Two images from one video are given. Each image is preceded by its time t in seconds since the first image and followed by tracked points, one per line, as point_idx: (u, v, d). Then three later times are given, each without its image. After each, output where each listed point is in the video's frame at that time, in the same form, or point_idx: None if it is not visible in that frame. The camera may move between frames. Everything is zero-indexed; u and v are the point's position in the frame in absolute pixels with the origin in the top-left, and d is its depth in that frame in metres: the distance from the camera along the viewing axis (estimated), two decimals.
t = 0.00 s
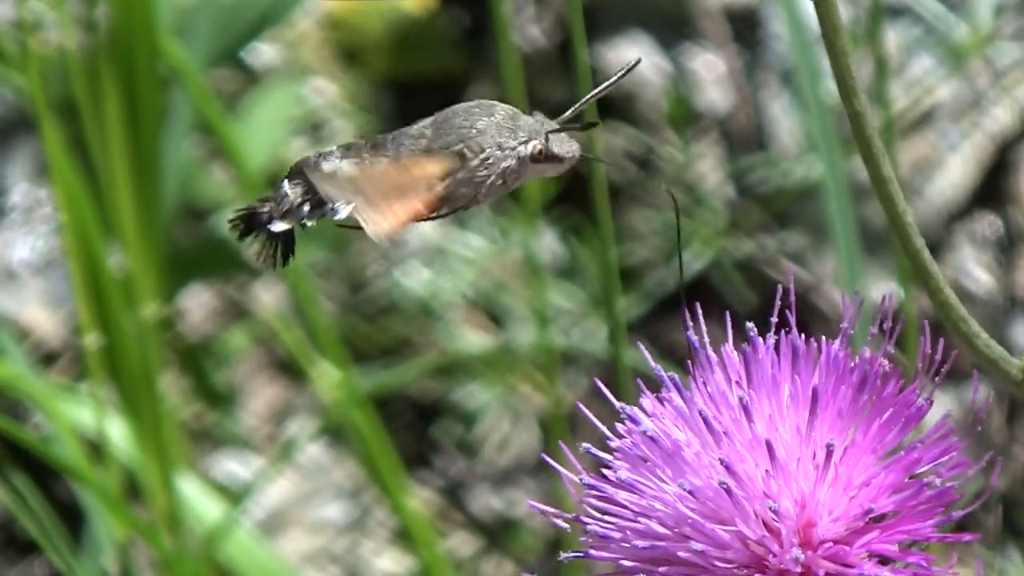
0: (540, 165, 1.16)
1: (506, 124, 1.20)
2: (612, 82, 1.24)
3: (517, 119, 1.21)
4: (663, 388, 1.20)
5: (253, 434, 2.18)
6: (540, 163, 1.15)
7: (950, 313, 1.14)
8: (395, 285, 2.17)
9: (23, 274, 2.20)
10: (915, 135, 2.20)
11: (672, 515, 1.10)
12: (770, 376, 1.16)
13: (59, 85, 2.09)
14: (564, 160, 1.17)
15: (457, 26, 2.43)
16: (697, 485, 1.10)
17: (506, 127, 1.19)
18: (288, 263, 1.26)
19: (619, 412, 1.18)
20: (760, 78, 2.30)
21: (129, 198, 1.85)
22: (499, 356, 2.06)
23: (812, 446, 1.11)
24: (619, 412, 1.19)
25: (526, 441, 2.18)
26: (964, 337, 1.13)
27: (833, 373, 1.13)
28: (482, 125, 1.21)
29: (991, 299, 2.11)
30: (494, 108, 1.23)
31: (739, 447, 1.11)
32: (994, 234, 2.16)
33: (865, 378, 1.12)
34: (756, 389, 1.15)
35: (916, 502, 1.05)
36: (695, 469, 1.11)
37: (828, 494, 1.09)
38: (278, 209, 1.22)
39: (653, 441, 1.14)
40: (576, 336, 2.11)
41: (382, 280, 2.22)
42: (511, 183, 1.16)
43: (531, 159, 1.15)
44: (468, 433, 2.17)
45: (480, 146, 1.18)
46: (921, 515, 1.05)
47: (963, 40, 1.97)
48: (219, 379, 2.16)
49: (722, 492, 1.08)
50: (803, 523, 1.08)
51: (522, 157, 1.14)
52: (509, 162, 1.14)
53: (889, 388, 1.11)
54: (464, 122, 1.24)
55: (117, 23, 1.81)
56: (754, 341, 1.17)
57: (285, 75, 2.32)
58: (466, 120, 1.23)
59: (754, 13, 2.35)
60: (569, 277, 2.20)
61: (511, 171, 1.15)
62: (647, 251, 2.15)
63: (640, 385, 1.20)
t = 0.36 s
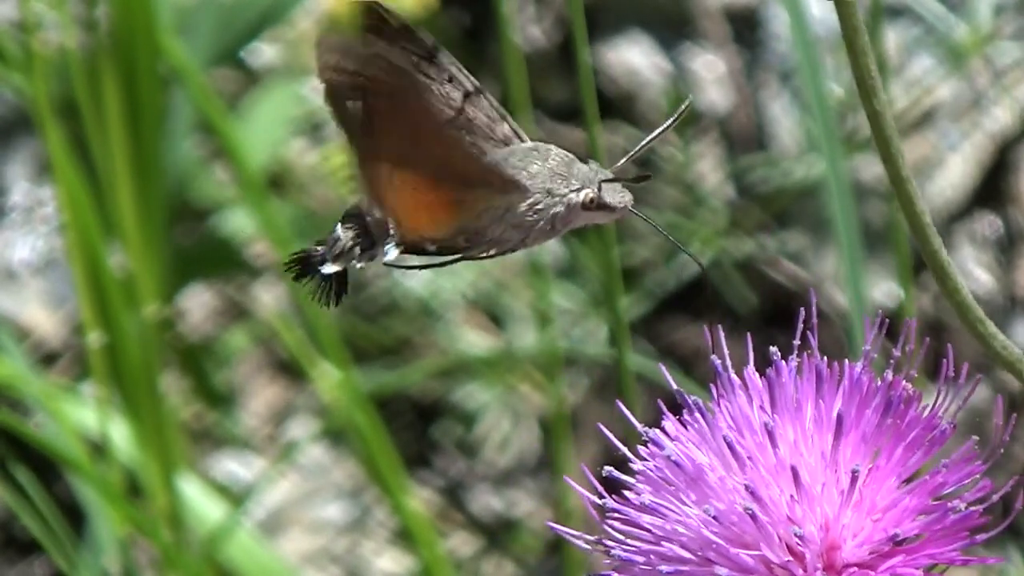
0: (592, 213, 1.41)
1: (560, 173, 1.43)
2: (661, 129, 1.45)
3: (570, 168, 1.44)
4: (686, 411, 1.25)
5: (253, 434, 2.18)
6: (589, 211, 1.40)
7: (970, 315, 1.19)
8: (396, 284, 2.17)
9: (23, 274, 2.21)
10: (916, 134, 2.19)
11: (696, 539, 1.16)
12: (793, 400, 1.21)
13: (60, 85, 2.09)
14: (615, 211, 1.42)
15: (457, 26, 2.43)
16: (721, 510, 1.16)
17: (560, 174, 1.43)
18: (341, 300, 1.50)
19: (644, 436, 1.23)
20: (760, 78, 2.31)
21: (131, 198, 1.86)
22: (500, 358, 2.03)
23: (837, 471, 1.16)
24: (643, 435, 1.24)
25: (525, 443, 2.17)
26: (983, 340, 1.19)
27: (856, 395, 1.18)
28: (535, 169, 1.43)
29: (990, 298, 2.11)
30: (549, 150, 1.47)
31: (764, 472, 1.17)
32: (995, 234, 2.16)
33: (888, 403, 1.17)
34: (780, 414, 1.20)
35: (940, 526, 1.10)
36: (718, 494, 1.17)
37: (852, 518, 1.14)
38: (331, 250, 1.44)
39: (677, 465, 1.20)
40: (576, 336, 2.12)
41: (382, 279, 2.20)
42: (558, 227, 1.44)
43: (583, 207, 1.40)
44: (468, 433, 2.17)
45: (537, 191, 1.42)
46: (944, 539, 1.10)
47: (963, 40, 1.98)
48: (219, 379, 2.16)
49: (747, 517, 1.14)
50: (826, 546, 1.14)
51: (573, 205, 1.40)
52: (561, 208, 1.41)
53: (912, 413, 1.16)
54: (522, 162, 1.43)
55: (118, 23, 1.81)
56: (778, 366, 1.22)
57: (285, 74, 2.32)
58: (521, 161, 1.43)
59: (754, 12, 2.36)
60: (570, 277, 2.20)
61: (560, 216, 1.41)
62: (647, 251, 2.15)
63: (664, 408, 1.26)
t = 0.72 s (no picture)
0: (609, 257, 1.39)
1: (582, 216, 1.42)
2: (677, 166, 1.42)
3: (593, 212, 1.43)
4: (697, 414, 1.25)
5: (253, 434, 2.18)
6: (606, 255, 1.38)
7: (988, 315, 1.18)
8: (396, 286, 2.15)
9: (23, 274, 2.21)
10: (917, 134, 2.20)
11: (707, 542, 1.16)
12: (804, 404, 1.21)
13: (62, 85, 2.09)
14: (632, 257, 1.39)
15: (458, 26, 2.41)
16: (731, 514, 1.15)
17: (580, 214, 1.42)
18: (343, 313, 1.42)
19: (654, 438, 1.23)
20: (760, 78, 2.31)
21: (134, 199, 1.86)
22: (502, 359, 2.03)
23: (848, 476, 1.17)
24: (653, 438, 1.24)
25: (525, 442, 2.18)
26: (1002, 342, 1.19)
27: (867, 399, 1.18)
28: (558, 204, 1.43)
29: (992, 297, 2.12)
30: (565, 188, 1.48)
31: (774, 476, 1.17)
32: (994, 233, 2.17)
33: (898, 408, 1.17)
34: (791, 417, 1.20)
35: (950, 530, 1.10)
36: (729, 498, 1.17)
37: (862, 521, 1.14)
38: (340, 260, 1.43)
39: (687, 468, 1.19)
40: (576, 336, 2.11)
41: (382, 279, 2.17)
42: (575, 266, 1.40)
43: (600, 252, 1.38)
44: (468, 433, 2.16)
45: (556, 226, 1.41)
46: (954, 543, 1.10)
47: (963, 40, 1.98)
48: (219, 380, 2.16)
49: (758, 520, 1.14)
50: (837, 549, 1.15)
51: (591, 249, 1.38)
52: (577, 249, 1.38)
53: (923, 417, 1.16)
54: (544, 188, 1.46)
55: (122, 24, 1.81)
56: (789, 370, 1.21)
57: (285, 73, 2.32)
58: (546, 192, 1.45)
59: (754, 13, 2.36)
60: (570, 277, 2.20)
61: (576, 257, 1.39)
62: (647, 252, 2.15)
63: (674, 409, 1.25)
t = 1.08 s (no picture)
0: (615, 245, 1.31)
1: (578, 210, 1.34)
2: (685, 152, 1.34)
3: (589, 203, 1.35)
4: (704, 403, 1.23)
5: (253, 434, 2.18)
6: (612, 243, 1.31)
7: (997, 319, 1.17)
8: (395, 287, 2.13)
9: (23, 273, 2.21)
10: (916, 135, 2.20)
11: (711, 530, 1.15)
12: (811, 394, 1.20)
13: (64, 84, 2.09)
14: (637, 240, 1.32)
15: (458, 26, 2.42)
16: (737, 501, 1.14)
17: (577, 211, 1.34)
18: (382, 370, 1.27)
19: (660, 426, 1.22)
20: (760, 78, 2.31)
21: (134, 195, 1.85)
22: (501, 360, 2.00)
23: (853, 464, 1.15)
24: (659, 426, 1.23)
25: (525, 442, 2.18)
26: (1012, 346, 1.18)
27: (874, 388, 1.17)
28: (552, 210, 1.35)
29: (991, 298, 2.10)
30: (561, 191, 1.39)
31: (780, 464, 1.15)
32: (995, 234, 2.17)
33: (905, 397, 1.15)
34: (798, 406, 1.19)
35: (955, 520, 1.08)
36: (734, 486, 1.16)
37: (867, 510, 1.13)
38: (362, 320, 1.25)
39: (693, 456, 1.18)
40: (575, 336, 2.11)
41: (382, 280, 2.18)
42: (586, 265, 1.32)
43: (605, 241, 1.31)
44: (468, 433, 2.17)
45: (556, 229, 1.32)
46: (960, 533, 1.08)
47: (963, 40, 1.98)
48: (219, 379, 2.16)
49: (763, 508, 1.13)
50: (842, 538, 1.13)
51: (596, 240, 1.30)
52: (585, 243, 1.30)
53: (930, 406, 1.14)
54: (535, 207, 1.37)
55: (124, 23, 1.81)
56: (796, 359, 1.20)
57: (285, 74, 2.33)
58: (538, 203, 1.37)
59: (754, 12, 2.36)
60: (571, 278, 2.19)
61: (586, 252, 1.30)
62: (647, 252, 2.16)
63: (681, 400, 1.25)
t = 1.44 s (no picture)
0: (614, 171, 1.45)
1: (582, 133, 1.47)
2: (689, 92, 1.43)
3: (593, 127, 1.48)
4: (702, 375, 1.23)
5: (253, 434, 2.18)
6: (611, 169, 1.45)
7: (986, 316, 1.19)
8: (396, 286, 2.17)
9: (23, 274, 2.21)
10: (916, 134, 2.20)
11: (707, 500, 1.15)
12: (808, 366, 1.20)
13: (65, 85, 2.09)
14: (636, 168, 1.46)
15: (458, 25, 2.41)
16: (733, 472, 1.14)
17: (581, 134, 1.47)
18: (371, 279, 1.46)
19: (658, 397, 1.21)
20: (760, 78, 2.31)
21: (132, 193, 1.85)
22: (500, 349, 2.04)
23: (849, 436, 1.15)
24: (656, 398, 1.22)
25: (525, 442, 2.17)
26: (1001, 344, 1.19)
27: (872, 364, 1.18)
28: (558, 128, 1.48)
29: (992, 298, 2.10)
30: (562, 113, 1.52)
31: (775, 436, 1.16)
32: (995, 233, 2.17)
33: (902, 372, 1.16)
34: (795, 379, 1.19)
35: (950, 494, 1.10)
36: (731, 457, 1.16)
37: (863, 483, 1.14)
38: (357, 231, 1.46)
39: (690, 427, 1.18)
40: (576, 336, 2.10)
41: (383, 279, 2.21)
42: (583, 187, 1.45)
43: (604, 167, 1.44)
44: (468, 433, 2.16)
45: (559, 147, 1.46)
46: (953, 507, 1.10)
47: (963, 40, 1.98)
48: (219, 379, 2.16)
49: (759, 480, 1.13)
50: (836, 510, 1.14)
51: (596, 163, 1.44)
52: (584, 166, 1.44)
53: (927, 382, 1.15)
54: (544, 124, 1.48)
55: (123, 21, 1.81)
56: (795, 333, 1.20)
57: (285, 74, 2.33)
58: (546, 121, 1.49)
59: (754, 12, 2.36)
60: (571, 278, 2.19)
61: (584, 175, 1.44)
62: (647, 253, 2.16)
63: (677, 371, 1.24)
